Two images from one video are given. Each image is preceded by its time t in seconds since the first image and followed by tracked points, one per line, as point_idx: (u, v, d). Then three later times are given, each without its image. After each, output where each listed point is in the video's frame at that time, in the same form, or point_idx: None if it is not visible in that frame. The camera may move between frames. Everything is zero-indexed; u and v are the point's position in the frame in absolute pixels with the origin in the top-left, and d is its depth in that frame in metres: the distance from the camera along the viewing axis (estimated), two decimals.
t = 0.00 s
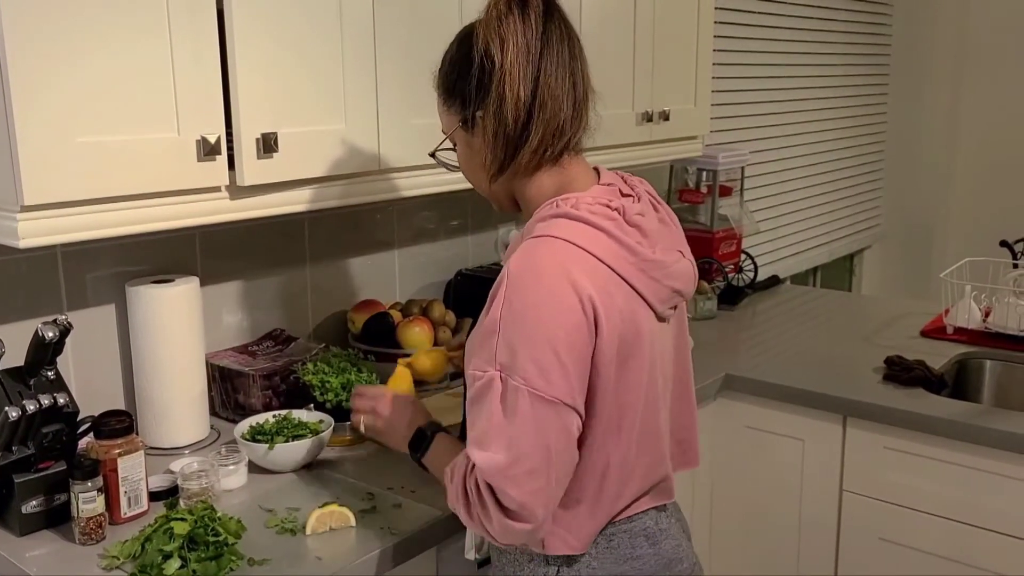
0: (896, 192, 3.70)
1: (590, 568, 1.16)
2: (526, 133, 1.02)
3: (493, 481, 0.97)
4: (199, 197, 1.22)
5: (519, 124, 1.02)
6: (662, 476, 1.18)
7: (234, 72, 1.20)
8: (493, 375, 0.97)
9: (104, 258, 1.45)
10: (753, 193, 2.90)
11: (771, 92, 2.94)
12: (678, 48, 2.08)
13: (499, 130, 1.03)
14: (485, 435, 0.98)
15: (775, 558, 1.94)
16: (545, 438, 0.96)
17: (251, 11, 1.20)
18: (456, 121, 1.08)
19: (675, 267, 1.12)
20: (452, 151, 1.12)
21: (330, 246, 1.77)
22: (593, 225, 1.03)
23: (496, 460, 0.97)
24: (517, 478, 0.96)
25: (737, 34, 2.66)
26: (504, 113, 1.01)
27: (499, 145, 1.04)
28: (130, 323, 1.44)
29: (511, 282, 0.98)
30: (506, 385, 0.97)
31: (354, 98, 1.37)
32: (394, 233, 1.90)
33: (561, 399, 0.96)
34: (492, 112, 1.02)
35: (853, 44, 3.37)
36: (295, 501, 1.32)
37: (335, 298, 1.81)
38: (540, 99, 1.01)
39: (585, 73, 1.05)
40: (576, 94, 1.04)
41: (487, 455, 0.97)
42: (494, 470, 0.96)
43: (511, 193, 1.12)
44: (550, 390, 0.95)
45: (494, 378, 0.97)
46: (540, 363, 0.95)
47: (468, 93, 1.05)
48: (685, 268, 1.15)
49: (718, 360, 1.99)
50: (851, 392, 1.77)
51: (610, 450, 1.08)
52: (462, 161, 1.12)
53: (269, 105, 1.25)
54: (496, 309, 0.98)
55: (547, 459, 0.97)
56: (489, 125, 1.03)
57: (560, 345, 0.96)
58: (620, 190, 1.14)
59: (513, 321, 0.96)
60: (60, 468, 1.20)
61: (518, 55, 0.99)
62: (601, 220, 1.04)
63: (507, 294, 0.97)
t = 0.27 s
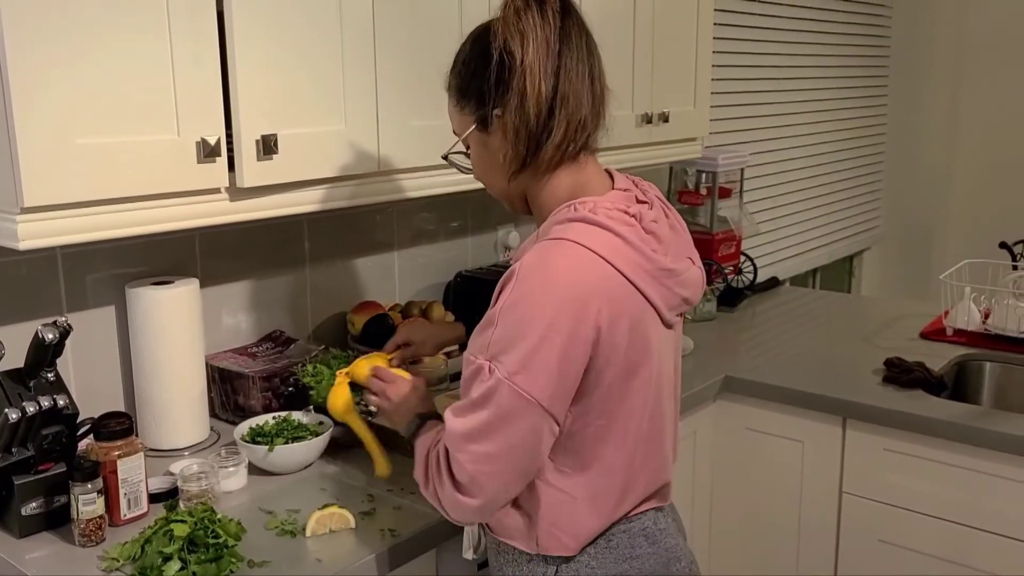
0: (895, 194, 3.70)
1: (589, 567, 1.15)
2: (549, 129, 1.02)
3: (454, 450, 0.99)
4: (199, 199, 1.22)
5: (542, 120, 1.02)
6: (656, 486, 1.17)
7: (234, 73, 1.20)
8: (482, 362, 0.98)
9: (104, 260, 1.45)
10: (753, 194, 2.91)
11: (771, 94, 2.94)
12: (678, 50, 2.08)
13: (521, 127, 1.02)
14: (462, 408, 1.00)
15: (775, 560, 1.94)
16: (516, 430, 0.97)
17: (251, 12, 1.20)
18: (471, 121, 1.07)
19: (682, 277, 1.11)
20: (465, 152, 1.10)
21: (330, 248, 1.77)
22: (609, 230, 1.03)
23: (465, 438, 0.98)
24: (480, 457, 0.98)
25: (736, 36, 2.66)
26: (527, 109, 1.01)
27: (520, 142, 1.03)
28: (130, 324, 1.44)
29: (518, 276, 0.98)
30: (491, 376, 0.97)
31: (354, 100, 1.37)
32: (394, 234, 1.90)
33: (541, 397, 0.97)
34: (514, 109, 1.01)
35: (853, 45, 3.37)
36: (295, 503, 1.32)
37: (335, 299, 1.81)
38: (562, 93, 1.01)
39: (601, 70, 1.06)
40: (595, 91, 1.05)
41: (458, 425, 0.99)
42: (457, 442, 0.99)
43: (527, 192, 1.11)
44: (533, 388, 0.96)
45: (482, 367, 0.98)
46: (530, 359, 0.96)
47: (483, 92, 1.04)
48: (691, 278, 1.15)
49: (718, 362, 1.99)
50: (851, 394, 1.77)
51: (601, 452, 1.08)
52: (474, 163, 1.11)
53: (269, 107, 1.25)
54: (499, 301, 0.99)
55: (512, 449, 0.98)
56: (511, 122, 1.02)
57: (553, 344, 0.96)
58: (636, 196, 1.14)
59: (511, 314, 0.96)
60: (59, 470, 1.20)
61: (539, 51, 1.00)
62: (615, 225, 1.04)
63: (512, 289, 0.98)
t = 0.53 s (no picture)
0: (895, 194, 3.70)
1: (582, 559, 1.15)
2: (547, 131, 1.03)
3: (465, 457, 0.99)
4: (199, 198, 1.22)
5: (542, 122, 1.02)
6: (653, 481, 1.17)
7: (234, 72, 1.20)
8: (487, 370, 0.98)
9: (104, 259, 1.45)
10: (753, 194, 2.91)
11: (771, 94, 2.94)
12: (679, 50, 2.08)
13: (519, 129, 1.02)
14: (470, 415, 1.00)
15: (775, 559, 1.94)
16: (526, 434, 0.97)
17: (252, 12, 1.20)
18: (467, 123, 1.06)
19: (675, 275, 1.12)
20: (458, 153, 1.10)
21: (330, 248, 1.77)
22: (603, 231, 1.03)
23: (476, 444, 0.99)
24: (492, 463, 0.98)
25: (736, 36, 2.66)
26: (526, 111, 1.01)
27: (519, 144, 1.03)
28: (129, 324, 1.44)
29: (517, 281, 0.98)
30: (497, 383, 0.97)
31: (355, 100, 1.37)
32: (394, 234, 1.90)
33: (547, 400, 0.96)
34: (514, 110, 1.01)
35: (853, 45, 3.37)
36: (295, 502, 1.31)
37: (335, 299, 1.80)
38: (561, 96, 1.02)
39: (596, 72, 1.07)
40: (590, 93, 1.06)
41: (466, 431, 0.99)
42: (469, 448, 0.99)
43: (522, 193, 1.11)
44: (540, 392, 0.96)
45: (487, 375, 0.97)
46: (534, 364, 0.95)
47: (480, 93, 1.03)
48: (684, 276, 1.15)
49: (718, 362, 1.99)
50: (851, 394, 1.77)
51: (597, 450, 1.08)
52: (467, 164, 1.10)
53: (269, 106, 1.25)
54: (500, 307, 0.98)
55: (524, 453, 0.98)
56: (510, 124, 1.02)
57: (556, 348, 0.96)
58: (628, 195, 1.14)
59: (513, 321, 0.96)
60: (60, 470, 1.20)
61: (540, 53, 1.00)
62: (609, 226, 1.04)
63: (512, 294, 0.97)
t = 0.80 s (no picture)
0: (895, 194, 3.70)
1: (586, 556, 1.14)
2: (554, 128, 1.03)
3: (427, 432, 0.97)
4: (199, 199, 1.22)
5: (549, 119, 1.02)
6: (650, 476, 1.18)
7: (234, 73, 1.20)
8: (467, 350, 0.97)
9: (104, 260, 1.45)
10: (753, 194, 2.91)
11: (771, 95, 2.94)
12: (679, 51, 2.08)
13: (527, 124, 1.02)
14: (439, 390, 0.98)
15: (776, 560, 1.94)
16: (497, 415, 0.95)
17: (252, 13, 1.20)
18: (472, 117, 1.06)
19: (671, 273, 1.12)
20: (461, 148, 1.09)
21: (330, 249, 1.77)
22: (598, 225, 1.03)
23: (441, 420, 0.97)
24: (456, 441, 0.96)
25: (736, 37, 2.66)
26: (535, 107, 1.01)
27: (525, 141, 1.03)
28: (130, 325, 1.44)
29: (510, 268, 0.98)
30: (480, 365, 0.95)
31: (355, 101, 1.37)
32: (394, 235, 1.90)
33: (526, 385, 0.95)
34: (522, 106, 1.01)
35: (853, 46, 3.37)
36: (296, 503, 1.31)
37: (335, 300, 1.80)
38: (570, 94, 1.02)
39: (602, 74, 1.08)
40: (596, 93, 1.06)
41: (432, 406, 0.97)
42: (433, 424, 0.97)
43: (523, 190, 1.11)
44: (523, 377, 0.95)
45: (469, 356, 0.96)
46: (518, 348, 0.95)
47: (488, 88, 1.03)
48: (681, 273, 1.15)
49: (719, 362, 1.99)
50: (852, 395, 1.77)
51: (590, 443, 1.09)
52: (469, 159, 1.10)
53: (269, 107, 1.25)
54: (490, 292, 0.98)
55: (488, 435, 0.96)
56: (518, 119, 1.02)
57: (542, 334, 0.95)
58: (626, 193, 1.14)
59: (501, 306, 0.95)
60: (60, 471, 1.20)
61: (551, 50, 1.00)
62: (606, 220, 1.04)
63: (504, 280, 0.97)
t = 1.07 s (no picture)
0: (894, 194, 3.70)
1: (587, 561, 1.14)
2: (564, 126, 1.03)
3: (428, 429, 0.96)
4: (199, 200, 1.22)
5: (560, 117, 1.02)
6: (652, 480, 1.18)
7: (235, 73, 1.20)
8: (473, 349, 0.96)
9: (104, 261, 1.45)
10: (753, 195, 2.91)
11: (771, 95, 2.94)
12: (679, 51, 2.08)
13: (538, 123, 1.02)
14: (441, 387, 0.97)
15: (776, 561, 1.94)
16: (501, 415, 0.94)
17: (253, 13, 1.20)
18: (481, 116, 1.06)
19: (679, 277, 1.12)
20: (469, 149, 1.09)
21: (330, 249, 1.77)
22: (608, 227, 1.04)
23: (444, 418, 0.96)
24: (458, 441, 0.95)
25: (736, 38, 2.66)
26: (546, 105, 1.01)
27: (536, 139, 1.03)
28: (130, 326, 1.44)
29: (520, 268, 0.97)
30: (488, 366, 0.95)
31: (355, 102, 1.37)
32: (394, 236, 1.90)
33: (533, 385, 0.95)
34: (534, 105, 1.01)
35: (853, 46, 3.37)
36: (296, 504, 1.31)
37: (336, 301, 1.80)
38: (581, 91, 1.02)
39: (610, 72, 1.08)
40: (605, 91, 1.07)
41: (433, 403, 0.96)
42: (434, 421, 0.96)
43: (532, 191, 1.11)
44: (532, 378, 0.95)
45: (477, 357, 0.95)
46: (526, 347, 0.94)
47: (497, 87, 1.03)
48: (688, 278, 1.15)
49: (719, 363, 1.99)
50: (852, 395, 1.77)
51: (595, 447, 1.08)
52: (478, 160, 1.09)
53: (270, 108, 1.25)
54: (498, 292, 0.97)
55: (489, 434, 0.95)
56: (529, 117, 1.02)
57: (553, 334, 0.95)
58: (636, 196, 1.14)
59: (512, 306, 0.95)
60: (60, 471, 1.20)
61: (562, 48, 1.00)
62: (616, 223, 1.05)
63: (513, 280, 0.97)
